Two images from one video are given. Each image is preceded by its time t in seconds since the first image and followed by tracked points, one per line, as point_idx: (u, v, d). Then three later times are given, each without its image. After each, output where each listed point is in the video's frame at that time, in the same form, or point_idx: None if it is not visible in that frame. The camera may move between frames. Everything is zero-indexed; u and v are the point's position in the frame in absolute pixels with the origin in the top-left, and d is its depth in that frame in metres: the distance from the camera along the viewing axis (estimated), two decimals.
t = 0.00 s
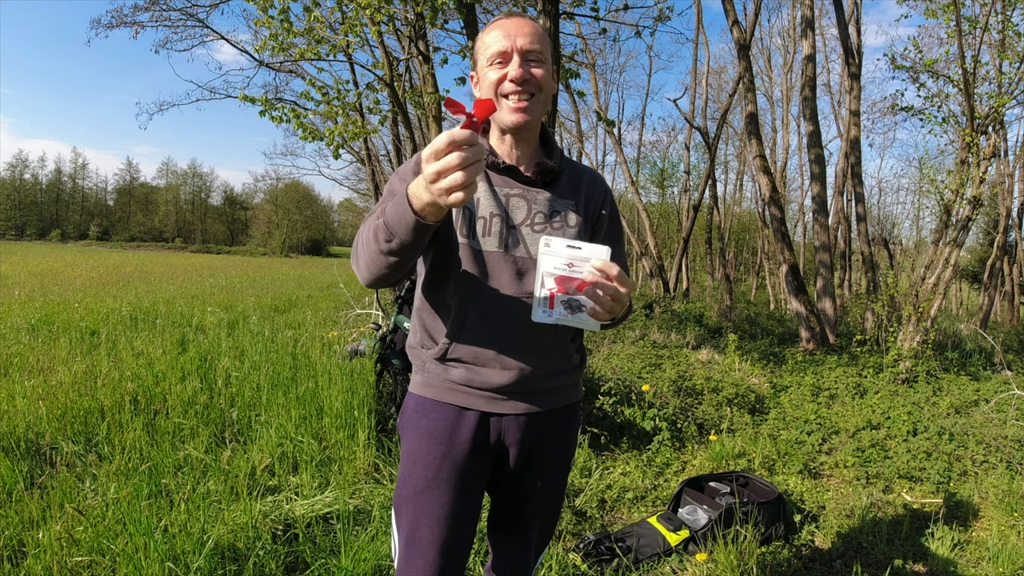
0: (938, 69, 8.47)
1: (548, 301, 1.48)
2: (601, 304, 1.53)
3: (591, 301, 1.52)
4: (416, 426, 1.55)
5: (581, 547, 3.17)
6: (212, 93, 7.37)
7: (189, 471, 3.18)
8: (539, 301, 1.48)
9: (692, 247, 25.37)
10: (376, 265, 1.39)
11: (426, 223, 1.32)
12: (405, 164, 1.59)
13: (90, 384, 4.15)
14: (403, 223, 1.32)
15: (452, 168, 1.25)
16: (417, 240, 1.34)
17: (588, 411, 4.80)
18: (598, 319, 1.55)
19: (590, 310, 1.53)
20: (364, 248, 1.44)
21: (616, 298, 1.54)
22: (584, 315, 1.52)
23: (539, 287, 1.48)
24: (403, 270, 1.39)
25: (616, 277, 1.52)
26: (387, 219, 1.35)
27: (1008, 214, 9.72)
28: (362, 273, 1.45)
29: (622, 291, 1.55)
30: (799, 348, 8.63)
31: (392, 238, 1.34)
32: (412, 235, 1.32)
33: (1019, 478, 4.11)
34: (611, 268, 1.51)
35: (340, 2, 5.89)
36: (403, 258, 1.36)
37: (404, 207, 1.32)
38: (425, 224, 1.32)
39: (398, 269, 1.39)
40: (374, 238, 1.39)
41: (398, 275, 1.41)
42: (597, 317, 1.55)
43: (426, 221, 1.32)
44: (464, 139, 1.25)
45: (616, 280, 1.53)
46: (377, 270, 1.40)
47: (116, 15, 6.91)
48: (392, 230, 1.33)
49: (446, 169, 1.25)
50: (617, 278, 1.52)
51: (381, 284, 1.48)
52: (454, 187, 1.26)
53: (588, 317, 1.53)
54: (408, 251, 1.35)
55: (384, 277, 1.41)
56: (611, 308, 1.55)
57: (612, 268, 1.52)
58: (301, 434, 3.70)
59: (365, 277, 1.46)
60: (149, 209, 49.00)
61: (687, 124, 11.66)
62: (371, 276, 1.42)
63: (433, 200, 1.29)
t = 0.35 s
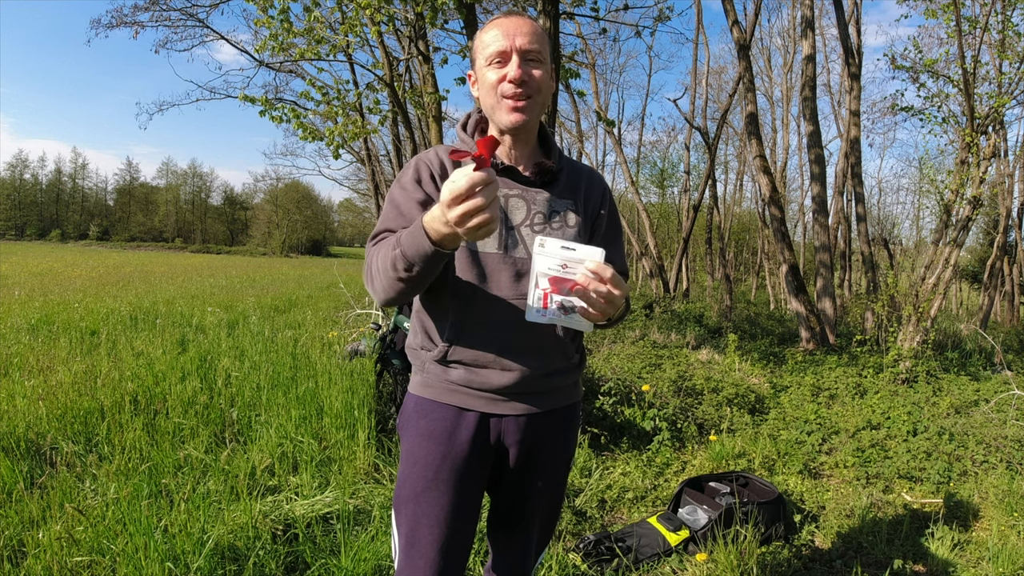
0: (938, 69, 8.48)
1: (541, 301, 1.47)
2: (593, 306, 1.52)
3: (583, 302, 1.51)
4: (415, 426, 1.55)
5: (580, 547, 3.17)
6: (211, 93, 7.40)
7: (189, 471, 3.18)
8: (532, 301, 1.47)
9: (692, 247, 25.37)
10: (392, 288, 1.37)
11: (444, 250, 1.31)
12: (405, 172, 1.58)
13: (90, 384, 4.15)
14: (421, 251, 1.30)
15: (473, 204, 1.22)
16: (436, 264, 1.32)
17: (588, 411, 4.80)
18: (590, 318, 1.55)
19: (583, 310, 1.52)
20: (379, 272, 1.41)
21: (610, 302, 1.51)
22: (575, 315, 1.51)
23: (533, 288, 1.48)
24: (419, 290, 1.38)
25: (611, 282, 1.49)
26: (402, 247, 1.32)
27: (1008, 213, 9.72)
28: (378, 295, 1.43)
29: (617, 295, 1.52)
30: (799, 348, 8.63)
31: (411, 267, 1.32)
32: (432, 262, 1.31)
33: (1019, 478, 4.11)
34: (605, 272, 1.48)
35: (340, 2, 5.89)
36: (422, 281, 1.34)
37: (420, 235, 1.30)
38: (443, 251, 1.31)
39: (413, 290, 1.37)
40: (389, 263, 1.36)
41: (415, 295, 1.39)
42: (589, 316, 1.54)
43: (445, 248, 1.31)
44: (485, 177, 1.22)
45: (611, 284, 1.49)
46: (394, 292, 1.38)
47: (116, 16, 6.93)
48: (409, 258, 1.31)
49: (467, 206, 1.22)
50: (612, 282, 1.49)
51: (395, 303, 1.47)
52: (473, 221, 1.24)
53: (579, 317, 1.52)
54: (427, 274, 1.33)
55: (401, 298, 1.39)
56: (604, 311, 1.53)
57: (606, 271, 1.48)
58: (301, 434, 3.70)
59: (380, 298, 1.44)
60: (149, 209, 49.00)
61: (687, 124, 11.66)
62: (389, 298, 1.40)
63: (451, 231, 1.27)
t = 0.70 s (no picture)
0: (938, 69, 8.48)
1: (545, 268, 1.49)
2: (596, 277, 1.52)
3: (586, 272, 1.51)
4: (419, 429, 1.55)
5: (581, 547, 3.18)
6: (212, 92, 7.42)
7: (189, 471, 3.18)
8: (538, 273, 1.48)
9: (692, 247, 25.38)
10: (416, 275, 1.33)
11: (470, 219, 1.30)
12: (412, 172, 1.58)
13: (90, 384, 4.15)
14: (447, 224, 1.28)
15: (496, 149, 1.25)
16: (460, 239, 1.31)
17: (588, 411, 4.80)
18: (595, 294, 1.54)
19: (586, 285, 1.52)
20: (399, 264, 1.38)
21: (611, 272, 1.53)
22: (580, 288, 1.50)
23: (538, 260, 1.49)
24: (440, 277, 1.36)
25: (612, 245, 1.52)
26: (426, 225, 1.30)
27: (1008, 213, 9.71)
28: (399, 288, 1.39)
29: (618, 264, 1.54)
30: (799, 348, 8.63)
31: (436, 243, 1.30)
32: (459, 235, 1.29)
33: (1019, 478, 4.11)
34: (605, 237, 1.52)
35: (341, 3, 5.90)
36: (446, 262, 1.33)
37: (445, 208, 1.29)
38: (470, 220, 1.30)
39: (434, 277, 1.34)
40: (411, 248, 1.33)
41: (437, 281, 1.37)
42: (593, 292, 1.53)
43: (471, 217, 1.30)
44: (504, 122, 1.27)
45: (611, 249, 1.52)
46: (415, 281, 1.35)
47: (116, 16, 6.93)
48: (435, 235, 1.29)
49: (491, 152, 1.25)
50: (613, 246, 1.52)
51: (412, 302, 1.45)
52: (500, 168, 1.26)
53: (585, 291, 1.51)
54: (453, 251, 1.31)
55: (424, 287, 1.36)
56: (605, 284, 1.54)
57: (606, 237, 1.52)
58: (301, 434, 3.70)
59: (399, 293, 1.41)
60: (149, 209, 49.01)
61: (687, 124, 11.67)
62: (411, 289, 1.37)
63: (475, 195, 1.28)
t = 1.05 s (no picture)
0: (938, 69, 8.48)
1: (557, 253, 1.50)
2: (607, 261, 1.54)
3: (597, 255, 1.53)
4: (420, 429, 1.55)
5: (581, 547, 3.18)
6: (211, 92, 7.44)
7: (188, 472, 3.18)
8: (548, 257, 1.50)
9: (692, 247, 25.38)
10: (416, 263, 1.33)
11: (469, 199, 1.29)
12: (414, 169, 1.58)
13: (90, 384, 4.15)
14: (448, 204, 1.28)
15: (495, 120, 1.26)
16: (460, 222, 1.30)
17: (588, 411, 4.80)
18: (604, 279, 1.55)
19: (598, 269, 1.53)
20: (397, 252, 1.37)
21: (621, 255, 1.55)
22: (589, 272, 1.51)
23: (549, 244, 1.51)
24: (440, 265, 1.35)
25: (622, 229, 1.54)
26: (425, 207, 1.30)
27: (1008, 213, 9.71)
28: (397, 279, 1.38)
29: (627, 249, 1.55)
30: (799, 348, 8.63)
31: (435, 225, 1.29)
32: (459, 215, 1.29)
33: (1019, 478, 4.11)
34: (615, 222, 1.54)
35: (341, 3, 5.89)
36: (446, 247, 1.32)
37: (445, 189, 1.29)
38: (469, 200, 1.30)
39: (434, 264, 1.33)
40: (410, 233, 1.32)
41: (437, 268, 1.36)
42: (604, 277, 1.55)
43: (470, 198, 1.30)
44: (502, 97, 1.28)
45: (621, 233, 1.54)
46: (414, 269, 1.34)
47: (116, 16, 6.94)
48: (434, 217, 1.29)
49: (490, 125, 1.25)
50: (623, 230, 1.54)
51: (413, 296, 1.44)
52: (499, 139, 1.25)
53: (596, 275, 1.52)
54: (452, 235, 1.31)
55: (423, 275, 1.35)
56: (616, 267, 1.56)
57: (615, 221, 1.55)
58: (301, 434, 3.70)
59: (397, 284, 1.39)
60: (149, 209, 49.03)
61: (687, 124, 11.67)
62: (410, 277, 1.35)
63: (475, 171, 1.28)
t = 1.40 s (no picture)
0: (938, 69, 8.48)
1: (552, 262, 1.49)
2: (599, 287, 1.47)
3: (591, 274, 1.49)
4: (416, 427, 1.55)
5: (580, 547, 3.18)
6: (211, 92, 7.50)
7: (189, 471, 3.18)
8: (541, 264, 1.48)
9: (692, 247, 25.39)
10: (412, 283, 1.35)
11: (462, 240, 1.28)
12: (411, 168, 1.57)
13: (90, 384, 4.15)
14: (440, 241, 1.28)
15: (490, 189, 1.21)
16: (454, 253, 1.30)
17: (588, 411, 4.80)
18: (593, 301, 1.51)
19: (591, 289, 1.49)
20: (396, 266, 1.39)
21: (612, 287, 1.47)
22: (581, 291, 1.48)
23: (547, 252, 1.49)
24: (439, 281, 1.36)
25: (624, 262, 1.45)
26: (420, 238, 1.30)
27: (1008, 213, 9.71)
28: (395, 287, 1.40)
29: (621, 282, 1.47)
30: (799, 348, 8.63)
31: (429, 257, 1.30)
32: (452, 253, 1.29)
33: (1019, 478, 4.11)
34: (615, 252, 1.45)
35: (340, 3, 5.89)
36: (441, 272, 1.33)
37: (438, 225, 1.28)
38: (463, 239, 1.28)
39: (430, 283, 1.35)
40: (406, 257, 1.34)
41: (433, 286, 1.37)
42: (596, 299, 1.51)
43: (465, 237, 1.28)
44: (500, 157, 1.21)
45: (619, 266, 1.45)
46: (411, 286, 1.36)
47: (116, 16, 6.94)
48: (428, 249, 1.29)
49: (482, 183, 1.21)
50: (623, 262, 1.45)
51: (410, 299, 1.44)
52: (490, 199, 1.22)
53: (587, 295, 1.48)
54: (446, 264, 1.31)
55: (421, 290, 1.37)
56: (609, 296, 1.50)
57: (620, 251, 1.46)
58: (301, 434, 3.70)
59: (396, 292, 1.42)
60: (149, 209, 49.06)
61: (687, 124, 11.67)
62: (406, 293, 1.38)
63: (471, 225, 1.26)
